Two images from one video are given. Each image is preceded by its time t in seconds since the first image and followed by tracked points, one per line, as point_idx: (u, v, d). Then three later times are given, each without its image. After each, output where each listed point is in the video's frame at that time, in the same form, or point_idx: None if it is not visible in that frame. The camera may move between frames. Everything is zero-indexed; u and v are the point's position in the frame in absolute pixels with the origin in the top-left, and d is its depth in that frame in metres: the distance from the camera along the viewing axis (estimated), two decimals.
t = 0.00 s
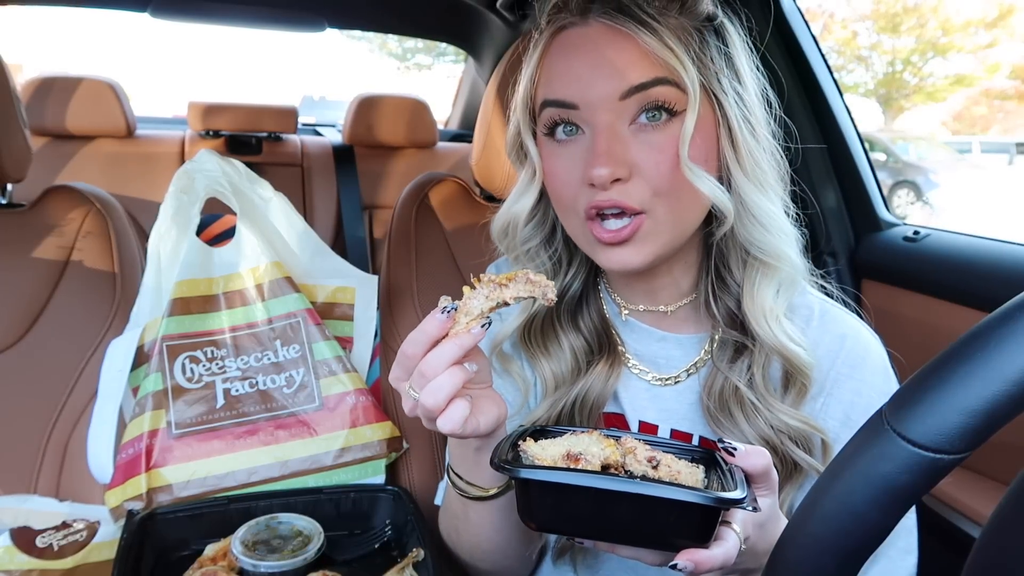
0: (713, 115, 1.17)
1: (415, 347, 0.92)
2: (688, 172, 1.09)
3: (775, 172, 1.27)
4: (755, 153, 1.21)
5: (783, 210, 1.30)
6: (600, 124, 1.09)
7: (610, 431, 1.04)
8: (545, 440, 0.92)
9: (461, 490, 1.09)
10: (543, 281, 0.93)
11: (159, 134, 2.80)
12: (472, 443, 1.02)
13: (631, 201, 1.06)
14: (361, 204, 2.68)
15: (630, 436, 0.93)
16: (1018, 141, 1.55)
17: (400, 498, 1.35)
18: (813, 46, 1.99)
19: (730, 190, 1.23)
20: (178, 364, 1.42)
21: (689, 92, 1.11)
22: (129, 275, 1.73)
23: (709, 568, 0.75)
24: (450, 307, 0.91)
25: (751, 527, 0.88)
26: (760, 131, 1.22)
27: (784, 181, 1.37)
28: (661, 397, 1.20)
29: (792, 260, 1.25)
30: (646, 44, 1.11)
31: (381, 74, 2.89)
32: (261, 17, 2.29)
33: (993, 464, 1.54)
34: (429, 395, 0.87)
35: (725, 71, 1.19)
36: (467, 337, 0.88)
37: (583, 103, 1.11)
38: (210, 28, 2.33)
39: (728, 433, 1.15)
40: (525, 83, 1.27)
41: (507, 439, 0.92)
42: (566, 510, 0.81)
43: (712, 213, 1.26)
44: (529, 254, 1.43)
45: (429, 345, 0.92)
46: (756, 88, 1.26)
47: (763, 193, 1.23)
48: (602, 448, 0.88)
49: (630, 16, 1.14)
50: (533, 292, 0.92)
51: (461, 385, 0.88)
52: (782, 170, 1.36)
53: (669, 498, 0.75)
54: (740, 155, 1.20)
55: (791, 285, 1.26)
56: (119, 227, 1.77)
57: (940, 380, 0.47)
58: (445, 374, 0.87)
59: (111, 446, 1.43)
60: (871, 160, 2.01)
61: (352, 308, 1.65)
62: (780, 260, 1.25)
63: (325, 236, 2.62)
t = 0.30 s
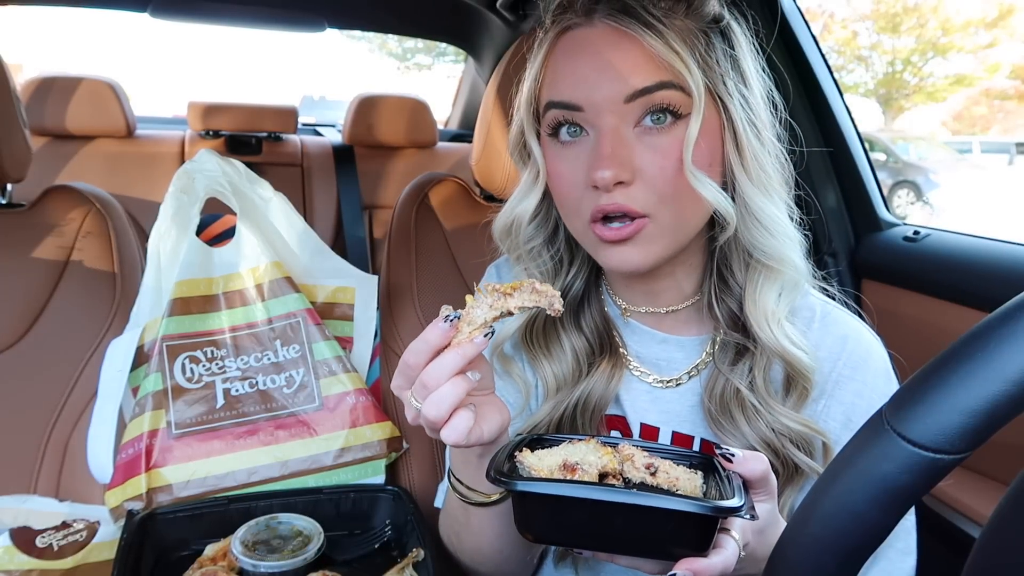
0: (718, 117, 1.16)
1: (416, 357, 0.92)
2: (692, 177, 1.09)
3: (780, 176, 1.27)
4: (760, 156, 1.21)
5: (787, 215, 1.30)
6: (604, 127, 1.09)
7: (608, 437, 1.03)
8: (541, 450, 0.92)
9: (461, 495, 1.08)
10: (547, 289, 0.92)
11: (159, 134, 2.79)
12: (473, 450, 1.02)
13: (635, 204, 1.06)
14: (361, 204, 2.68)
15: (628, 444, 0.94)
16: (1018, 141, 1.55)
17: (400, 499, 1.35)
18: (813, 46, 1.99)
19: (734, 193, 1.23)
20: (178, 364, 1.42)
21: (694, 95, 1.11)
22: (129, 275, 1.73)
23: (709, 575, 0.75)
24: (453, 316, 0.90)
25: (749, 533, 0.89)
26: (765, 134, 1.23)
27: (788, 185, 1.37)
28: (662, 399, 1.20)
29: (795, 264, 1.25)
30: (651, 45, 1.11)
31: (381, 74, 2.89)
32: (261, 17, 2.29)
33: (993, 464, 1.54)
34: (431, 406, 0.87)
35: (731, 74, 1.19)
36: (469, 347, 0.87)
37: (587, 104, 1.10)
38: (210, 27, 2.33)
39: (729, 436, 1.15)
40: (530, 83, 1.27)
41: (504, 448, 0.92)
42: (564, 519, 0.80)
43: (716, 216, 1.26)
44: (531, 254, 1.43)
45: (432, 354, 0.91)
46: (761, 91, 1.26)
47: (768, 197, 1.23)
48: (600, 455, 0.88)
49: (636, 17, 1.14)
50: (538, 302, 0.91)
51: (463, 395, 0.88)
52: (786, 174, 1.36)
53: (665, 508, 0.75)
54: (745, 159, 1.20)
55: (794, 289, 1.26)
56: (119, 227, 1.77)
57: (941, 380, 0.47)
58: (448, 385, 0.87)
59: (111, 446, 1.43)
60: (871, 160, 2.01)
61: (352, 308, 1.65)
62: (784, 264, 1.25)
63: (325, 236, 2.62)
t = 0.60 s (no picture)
0: (729, 119, 1.17)
1: (417, 362, 0.91)
2: (699, 179, 1.08)
3: (791, 181, 1.27)
4: (770, 159, 1.21)
5: (797, 218, 1.30)
6: (614, 125, 1.09)
7: (612, 433, 1.03)
8: (547, 445, 0.92)
9: (461, 493, 1.07)
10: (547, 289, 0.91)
11: (159, 134, 2.79)
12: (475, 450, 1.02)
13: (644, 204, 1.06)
14: (361, 204, 2.68)
15: (632, 440, 0.94)
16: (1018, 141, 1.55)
17: (400, 499, 1.35)
18: (813, 47, 1.99)
19: (743, 196, 1.23)
20: (178, 364, 1.42)
21: (704, 97, 1.10)
22: (129, 275, 1.73)
23: (715, 570, 0.78)
24: (454, 320, 0.89)
25: (755, 529, 0.88)
26: (777, 137, 1.23)
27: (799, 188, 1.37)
28: (667, 398, 1.19)
29: (803, 267, 1.25)
30: (662, 45, 1.10)
31: (380, 74, 2.89)
32: (260, 17, 2.29)
33: (993, 464, 1.54)
34: (434, 413, 0.87)
35: (743, 76, 1.19)
36: (471, 352, 0.87)
37: (597, 103, 1.10)
38: (211, 27, 2.33)
39: (734, 437, 1.15)
40: (541, 79, 1.27)
41: (509, 442, 0.93)
42: (570, 512, 0.80)
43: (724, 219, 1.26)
44: (540, 249, 1.43)
45: (431, 359, 0.90)
46: (775, 94, 1.26)
47: (778, 200, 1.23)
48: (605, 451, 0.88)
49: (649, 17, 1.13)
50: (539, 301, 0.91)
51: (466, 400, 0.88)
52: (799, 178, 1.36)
53: (676, 500, 0.75)
54: (755, 161, 1.20)
55: (802, 292, 1.25)
56: (119, 227, 1.77)
57: (942, 380, 0.47)
58: (451, 390, 0.87)
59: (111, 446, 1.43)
60: (871, 160, 2.00)
61: (352, 308, 1.65)
62: (791, 267, 1.24)
63: (325, 235, 2.62)
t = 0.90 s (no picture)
0: (754, 116, 1.16)
1: (435, 351, 0.86)
2: (721, 173, 1.07)
3: (814, 186, 1.26)
4: (793, 162, 1.19)
5: (819, 224, 1.29)
6: (638, 111, 1.09)
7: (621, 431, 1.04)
8: (557, 438, 0.91)
9: (466, 484, 1.06)
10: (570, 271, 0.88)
11: (158, 134, 2.78)
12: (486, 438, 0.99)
13: (658, 192, 1.06)
14: (361, 204, 2.68)
15: (641, 437, 0.93)
16: (1018, 141, 1.55)
17: (400, 499, 1.34)
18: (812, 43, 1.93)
19: (763, 196, 1.22)
20: (177, 364, 1.42)
21: (731, 94, 1.10)
22: (129, 275, 1.72)
23: (723, 564, 0.77)
24: (475, 306, 0.84)
25: (764, 526, 0.87)
26: (803, 142, 1.21)
27: (824, 193, 1.36)
28: (678, 396, 1.18)
29: (821, 271, 1.24)
30: (696, 41, 1.10)
31: (380, 74, 2.89)
32: (260, 18, 2.29)
33: (993, 464, 1.54)
34: (458, 401, 0.85)
35: (772, 78, 1.18)
36: (494, 339, 0.83)
37: (625, 91, 1.11)
38: (209, 28, 2.35)
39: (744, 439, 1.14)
40: (574, 65, 1.29)
41: (518, 437, 0.92)
42: (577, 504, 0.80)
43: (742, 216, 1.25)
44: (558, 235, 1.41)
45: (451, 347, 0.86)
46: (806, 100, 1.25)
47: (799, 204, 1.22)
48: (614, 446, 0.86)
49: (685, 10, 1.12)
50: (561, 285, 0.88)
51: (489, 386, 0.87)
52: (824, 185, 1.35)
53: (687, 492, 0.74)
54: (778, 163, 1.18)
55: (819, 299, 1.24)
56: (119, 227, 1.77)
57: (942, 380, 0.46)
58: (474, 377, 0.85)
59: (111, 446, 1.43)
60: (871, 160, 2.00)
61: (351, 308, 1.65)
62: (809, 271, 1.23)
63: (325, 235, 2.61)
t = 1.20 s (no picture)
0: (769, 114, 1.16)
1: (482, 293, 0.85)
2: (733, 165, 1.07)
3: (827, 188, 1.27)
4: (806, 162, 1.20)
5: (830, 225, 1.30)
6: (653, 101, 1.10)
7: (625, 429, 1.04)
8: (562, 435, 0.92)
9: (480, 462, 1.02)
10: (610, 227, 0.91)
11: (158, 134, 2.79)
12: (506, 405, 0.96)
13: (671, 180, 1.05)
14: (360, 205, 2.68)
15: (645, 436, 0.93)
16: (1018, 141, 1.55)
17: (400, 499, 1.35)
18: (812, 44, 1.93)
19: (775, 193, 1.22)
20: (178, 364, 1.42)
21: (746, 88, 1.10)
22: (129, 275, 1.73)
23: (728, 561, 0.76)
24: (524, 250, 0.83)
25: (767, 524, 0.87)
26: (817, 143, 1.22)
27: (837, 195, 1.36)
28: (683, 396, 1.19)
29: (832, 274, 1.24)
30: (714, 32, 1.11)
31: (380, 74, 2.89)
32: (258, 17, 2.29)
33: (992, 463, 1.55)
34: (503, 342, 0.84)
35: (789, 78, 1.18)
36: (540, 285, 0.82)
37: (642, 80, 1.11)
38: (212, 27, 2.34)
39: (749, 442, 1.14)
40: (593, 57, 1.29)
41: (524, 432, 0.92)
42: (581, 500, 0.81)
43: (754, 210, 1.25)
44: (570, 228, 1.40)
45: (499, 291, 0.85)
46: (821, 104, 1.25)
47: (810, 202, 1.23)
48: (618, 444, 0.87)
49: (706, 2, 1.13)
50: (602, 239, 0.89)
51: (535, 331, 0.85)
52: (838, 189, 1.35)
53: (692, 489, 0.75)
54: (791, 160, 1.19)
55: (829, 305, 1.24)
56: (119, 227, 1.77)
57: (942, 379, 0.46)
58: (520, 321, 0.84)
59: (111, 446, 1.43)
60: (871, 161, 2.00)
61: (352, 308, 1.66)
62: (820, 273, 1.24)
63: (325, 236, 2.62)
